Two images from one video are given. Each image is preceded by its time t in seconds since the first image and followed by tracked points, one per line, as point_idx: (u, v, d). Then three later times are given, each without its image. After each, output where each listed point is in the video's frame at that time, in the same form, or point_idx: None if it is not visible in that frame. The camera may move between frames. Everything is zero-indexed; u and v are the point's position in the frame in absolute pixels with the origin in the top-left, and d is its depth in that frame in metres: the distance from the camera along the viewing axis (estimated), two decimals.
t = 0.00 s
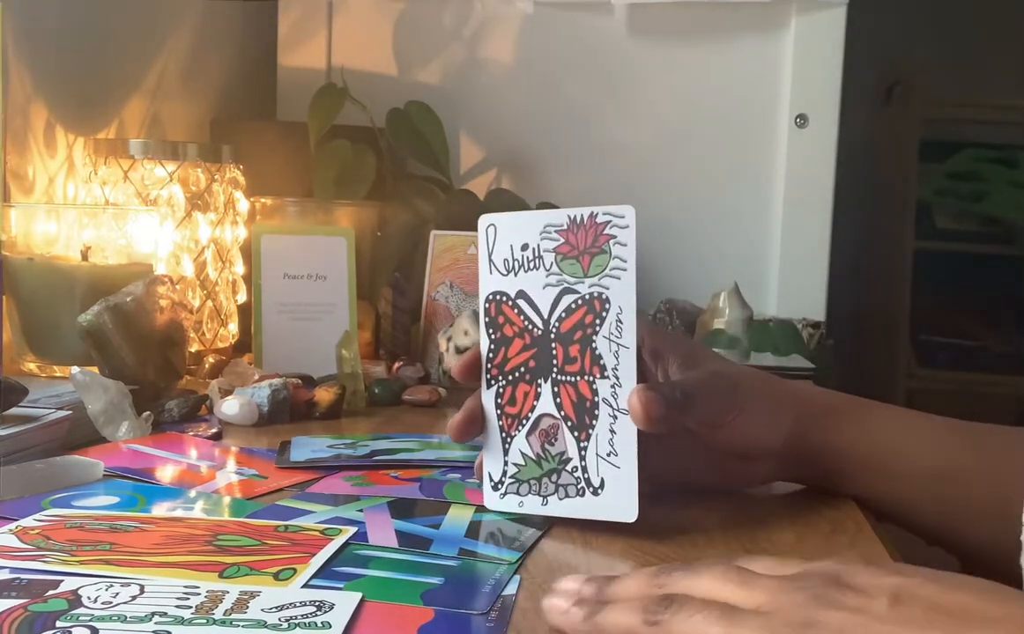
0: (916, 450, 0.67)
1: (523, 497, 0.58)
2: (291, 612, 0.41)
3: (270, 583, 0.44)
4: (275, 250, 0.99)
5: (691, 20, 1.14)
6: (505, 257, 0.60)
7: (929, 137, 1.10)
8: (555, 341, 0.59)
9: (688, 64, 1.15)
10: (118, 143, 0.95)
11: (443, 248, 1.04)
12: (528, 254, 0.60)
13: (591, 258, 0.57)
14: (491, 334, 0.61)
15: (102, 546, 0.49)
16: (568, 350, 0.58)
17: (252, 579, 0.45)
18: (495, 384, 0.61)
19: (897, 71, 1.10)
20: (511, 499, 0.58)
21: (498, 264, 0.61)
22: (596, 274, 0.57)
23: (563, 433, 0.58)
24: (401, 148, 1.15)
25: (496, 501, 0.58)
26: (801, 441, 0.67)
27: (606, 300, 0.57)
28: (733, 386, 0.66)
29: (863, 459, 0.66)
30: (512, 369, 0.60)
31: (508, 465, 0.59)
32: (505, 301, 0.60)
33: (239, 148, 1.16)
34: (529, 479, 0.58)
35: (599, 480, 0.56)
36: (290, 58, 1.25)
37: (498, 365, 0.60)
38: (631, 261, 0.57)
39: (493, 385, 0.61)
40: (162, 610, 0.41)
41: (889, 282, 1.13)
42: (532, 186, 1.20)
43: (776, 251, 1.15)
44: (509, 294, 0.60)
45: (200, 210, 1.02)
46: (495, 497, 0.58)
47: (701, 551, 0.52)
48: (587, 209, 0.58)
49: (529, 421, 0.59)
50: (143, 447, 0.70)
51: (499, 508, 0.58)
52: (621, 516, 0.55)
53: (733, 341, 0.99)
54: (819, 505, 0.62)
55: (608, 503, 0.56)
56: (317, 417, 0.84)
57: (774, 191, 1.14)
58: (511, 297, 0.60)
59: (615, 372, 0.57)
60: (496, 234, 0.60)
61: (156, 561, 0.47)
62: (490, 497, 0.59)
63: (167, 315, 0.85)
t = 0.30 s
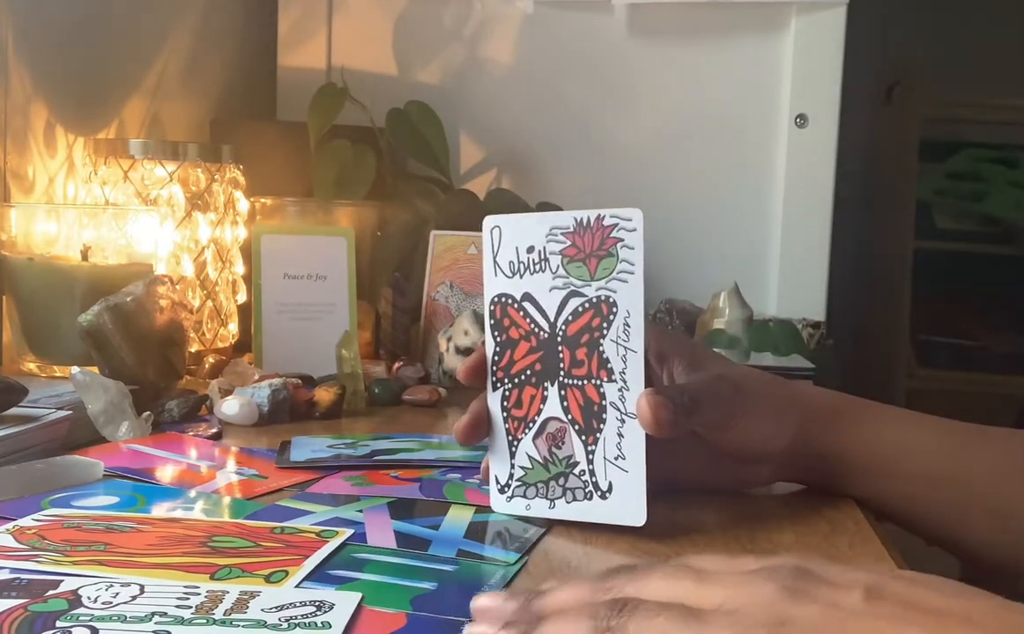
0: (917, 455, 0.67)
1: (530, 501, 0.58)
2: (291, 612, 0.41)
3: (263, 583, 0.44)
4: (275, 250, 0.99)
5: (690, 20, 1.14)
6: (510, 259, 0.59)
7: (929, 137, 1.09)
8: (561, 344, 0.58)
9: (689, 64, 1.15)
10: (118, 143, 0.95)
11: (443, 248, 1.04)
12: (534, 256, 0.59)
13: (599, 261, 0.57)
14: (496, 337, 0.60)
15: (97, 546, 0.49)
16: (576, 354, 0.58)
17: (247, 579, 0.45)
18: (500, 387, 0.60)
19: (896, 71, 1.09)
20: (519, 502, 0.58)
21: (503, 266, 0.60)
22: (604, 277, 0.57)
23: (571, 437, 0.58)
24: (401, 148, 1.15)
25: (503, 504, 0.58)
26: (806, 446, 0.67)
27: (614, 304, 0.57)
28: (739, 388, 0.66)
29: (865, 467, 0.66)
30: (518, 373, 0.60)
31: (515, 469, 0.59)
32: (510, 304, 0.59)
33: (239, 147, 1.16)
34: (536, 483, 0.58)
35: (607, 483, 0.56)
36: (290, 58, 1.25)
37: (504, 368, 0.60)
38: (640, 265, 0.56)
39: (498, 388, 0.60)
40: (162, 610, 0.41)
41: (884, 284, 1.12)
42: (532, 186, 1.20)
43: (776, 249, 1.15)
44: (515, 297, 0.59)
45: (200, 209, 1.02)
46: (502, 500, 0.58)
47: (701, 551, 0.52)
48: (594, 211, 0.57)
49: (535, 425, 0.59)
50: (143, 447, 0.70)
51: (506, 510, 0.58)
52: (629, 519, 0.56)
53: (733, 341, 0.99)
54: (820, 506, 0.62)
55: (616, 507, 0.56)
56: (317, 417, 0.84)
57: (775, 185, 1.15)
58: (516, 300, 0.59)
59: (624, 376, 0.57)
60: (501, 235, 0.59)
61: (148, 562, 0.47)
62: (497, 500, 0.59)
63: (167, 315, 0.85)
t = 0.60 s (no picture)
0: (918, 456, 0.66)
1: (535, 478, 0.60)
2: (291, 612, 0.41)
3: (263, 582, 0.44)
4: (275, 250, 0.99)
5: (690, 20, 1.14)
6: (524, 235, 0.62)
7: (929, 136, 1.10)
8: (572, 320, 0.60)
9: (689, 64, 1.15)
10: (118, 143, 0.95)
11: (443, 248, 1.04)
12: (548, 233, 0.61)
13: (614, 238, 0.59)
14: (507, 312, 0.62)
15: (97, 546, 0.49)
16: (587, 331, 0.60)
17: (247, 579, 0.45)
18: (509, 363, 0.62)
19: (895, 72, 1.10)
20: (523, 479, 0.61)
21: (517, 242, 0.62)
22: (618, 254, 0.59)
23: (578, 413, 0.60)
24: (401, 148, 1.15)
25: (508, 481, 0.61)
26: (807, 440, 0.67)
27: (627, 281, 0.59)
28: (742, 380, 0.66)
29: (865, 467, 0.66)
30: (527, 348, 0.62)
31: (520, 445, 0.61)
32: (522, 279, 0.62)
33: (239, 148, 1.16)
34: (541, 460, 0.60)
35: (614, 462, 0.59)
36: (290, 57, 1.25)
37: (513, 345, 0.62)
38: (654, 242, 0.58)
39: (507, 364, 0.62)
40: (162, 610, 0.41)
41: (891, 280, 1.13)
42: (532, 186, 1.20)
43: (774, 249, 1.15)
44: (528, 272, 0.62)
45: (200, 209, 1.02)
46: (505, 477, 0.61)
47: (701, 551, 0.52)
48: (611, 188, 0.59)
49: (543, 401, 0.61)
50: (143, 447, 0.70)
51: (511, 488, 0.61)
52: (633, 498, 0.58)
53: (734, 341, 0.99)
54: (820, 506, 0.62)
55: (621, 485, 0.58)
56: (317, 417, 0.84)
57: (774, 184, 1.14)
58: (528, 276, 0.62)
59: (634, 353, 0.59)
60: (516, 211, 0.62)
61: (147, 562, 0.47)
62: (501, 476, 0.61)
63: (167, 315, 0.85)
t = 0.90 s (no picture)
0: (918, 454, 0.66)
1: (542, 464, 0.62)
2: (291, 612, 0.41)
3: (263, 582, 0.44)
4: (275, 250, 0.99)
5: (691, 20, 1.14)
6: (527, 223, 0.63)
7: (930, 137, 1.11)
8: (578, 305, 0.62)
9: (688, 64, 1.15)
10: (118, 143, 0.95)
11: (443, 248, 1.04)
12: (552, 219, 0.63)
13: (618, 222, 0.61)
14: (511, 300, 0.63)
15: (97, 546, 0.49)
16: (592, 315, 0.61)
17: (247, 579, 0.45)
18: (515, 350, 0.63)
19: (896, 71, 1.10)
20: (530, 466, 0.62)
21: (520, 230, 0.63)
22: (623, 238, 0.61)
23: (584, 397, 0.61)
24: (401, 148, 1.16)
25: (515, 469, 0.62)
26: (807, 435, 0.67)
27: (632, 264, 0.61)
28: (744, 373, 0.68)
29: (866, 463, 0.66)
30: (533, 335, 0.63)
31: (526, 433, 0.62)
32: (526, 267, 0.63)
33: (239, 148, 1.16)
34: (548, 447, 0.62)
35: (621, 445, 0.60)
36: (290, 57, 1.25)
37: (518, 332, 0.63)
38: (658, 225, 0.60)
39: (512, 352, 0.63)
40: (162, 610, 0.41)
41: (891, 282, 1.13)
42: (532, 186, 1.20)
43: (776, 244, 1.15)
44: (532, 259, 0.63)
45: (200, 209, 1.02)
46: (513, 465, 0.62)
47: (701, 551, 0.52)
48: (614, 173, 0.61)
49: (549, 387, 0.62)
50: (143, 447, 0.70)
51: (518, 476, 0.62)
52: (641, 481, 0.60)
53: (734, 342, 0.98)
54: (819, 506, 0.62)
55: (628, 468, 0.60)
56: (317, 417, 0.84)
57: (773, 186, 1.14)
58: (533, 263, 0.63)
59: (640, 335, 0.60)
60: (519, 198, 0.64)
61: (148, 562, 0.47)
62: (508, 465, 0.63)
63: (167, 315, 0.85)
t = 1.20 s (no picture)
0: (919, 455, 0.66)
1: (545, 469, 0.61)
2: (291, 612, 0.41)
3: (263, 582, 0.44)
4: (275, 250, 0.99)
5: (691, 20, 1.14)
6: (525, 228, 0.63)
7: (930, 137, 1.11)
8: (578, 309, 0.62)
9: (688, 65, 1.15)
10: (118, 143, 0.95)
11: (443, 248, 1.04)
12: (550, 223, 0.63)
13: (616, 225, 0.61)
14: (511, 305, 0.63)
15: (97, 546, 0.49)
16: (593, 319, 0.61)
17: (247, 579, 0.45)
18: (515, 355, 0.63)
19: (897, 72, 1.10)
20: (533, 472, 0.62)
21: (519, 234, 0.63)
22: (621, 240, 0.61)
23: (586, 401, 0.61)
24: (401, 148, 1.16)
25: (517, 474, 0.62)
26: (807, 443, 0.67)
27: (631, 266, 0.61)
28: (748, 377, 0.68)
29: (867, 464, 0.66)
30: (534, 340, 0.63)
31: (528, 438, 0.62)
32: (525, 271, 0.63)
33: (239, 147, 1.16)
34: (550, 452, 0.62)
35: (624, 449, 0.60)
36: (290, 57, 1.25)
37: (519, 337, 0.63)
38: (657, 226, 0.60)
39: (512, 358, 0.63)
40: (162, 610, 0.41)
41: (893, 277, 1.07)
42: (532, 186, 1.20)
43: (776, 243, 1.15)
44: (531, 264, 0.63)
45: (200, 209, 1.02)
46: (515, 471, 0.62)
47: (701, 551, 0.52)
48: (611, 176, 0.61)
49: (550, 392, 0.62)
50: (143, 447, 0.70)
51: (520, 481, 0.62)
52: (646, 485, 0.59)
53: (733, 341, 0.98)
54: (819, 506, 0.62)
55: (631, 471, 0.60)
56: (317, 417, 0.84)
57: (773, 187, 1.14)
58: (531, 267, 0.63)
59: (641, 337, 0.60)
60: (517, 203, 0.63)
61: (148, 562, 0.47)
62: (510, 470, 0.62)
63: (167, 315, 0.85)
